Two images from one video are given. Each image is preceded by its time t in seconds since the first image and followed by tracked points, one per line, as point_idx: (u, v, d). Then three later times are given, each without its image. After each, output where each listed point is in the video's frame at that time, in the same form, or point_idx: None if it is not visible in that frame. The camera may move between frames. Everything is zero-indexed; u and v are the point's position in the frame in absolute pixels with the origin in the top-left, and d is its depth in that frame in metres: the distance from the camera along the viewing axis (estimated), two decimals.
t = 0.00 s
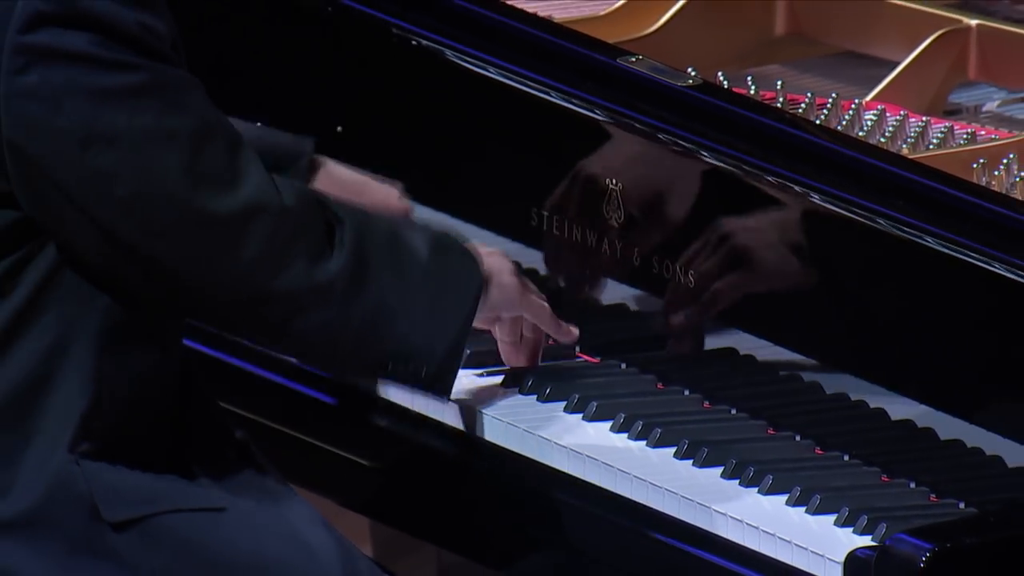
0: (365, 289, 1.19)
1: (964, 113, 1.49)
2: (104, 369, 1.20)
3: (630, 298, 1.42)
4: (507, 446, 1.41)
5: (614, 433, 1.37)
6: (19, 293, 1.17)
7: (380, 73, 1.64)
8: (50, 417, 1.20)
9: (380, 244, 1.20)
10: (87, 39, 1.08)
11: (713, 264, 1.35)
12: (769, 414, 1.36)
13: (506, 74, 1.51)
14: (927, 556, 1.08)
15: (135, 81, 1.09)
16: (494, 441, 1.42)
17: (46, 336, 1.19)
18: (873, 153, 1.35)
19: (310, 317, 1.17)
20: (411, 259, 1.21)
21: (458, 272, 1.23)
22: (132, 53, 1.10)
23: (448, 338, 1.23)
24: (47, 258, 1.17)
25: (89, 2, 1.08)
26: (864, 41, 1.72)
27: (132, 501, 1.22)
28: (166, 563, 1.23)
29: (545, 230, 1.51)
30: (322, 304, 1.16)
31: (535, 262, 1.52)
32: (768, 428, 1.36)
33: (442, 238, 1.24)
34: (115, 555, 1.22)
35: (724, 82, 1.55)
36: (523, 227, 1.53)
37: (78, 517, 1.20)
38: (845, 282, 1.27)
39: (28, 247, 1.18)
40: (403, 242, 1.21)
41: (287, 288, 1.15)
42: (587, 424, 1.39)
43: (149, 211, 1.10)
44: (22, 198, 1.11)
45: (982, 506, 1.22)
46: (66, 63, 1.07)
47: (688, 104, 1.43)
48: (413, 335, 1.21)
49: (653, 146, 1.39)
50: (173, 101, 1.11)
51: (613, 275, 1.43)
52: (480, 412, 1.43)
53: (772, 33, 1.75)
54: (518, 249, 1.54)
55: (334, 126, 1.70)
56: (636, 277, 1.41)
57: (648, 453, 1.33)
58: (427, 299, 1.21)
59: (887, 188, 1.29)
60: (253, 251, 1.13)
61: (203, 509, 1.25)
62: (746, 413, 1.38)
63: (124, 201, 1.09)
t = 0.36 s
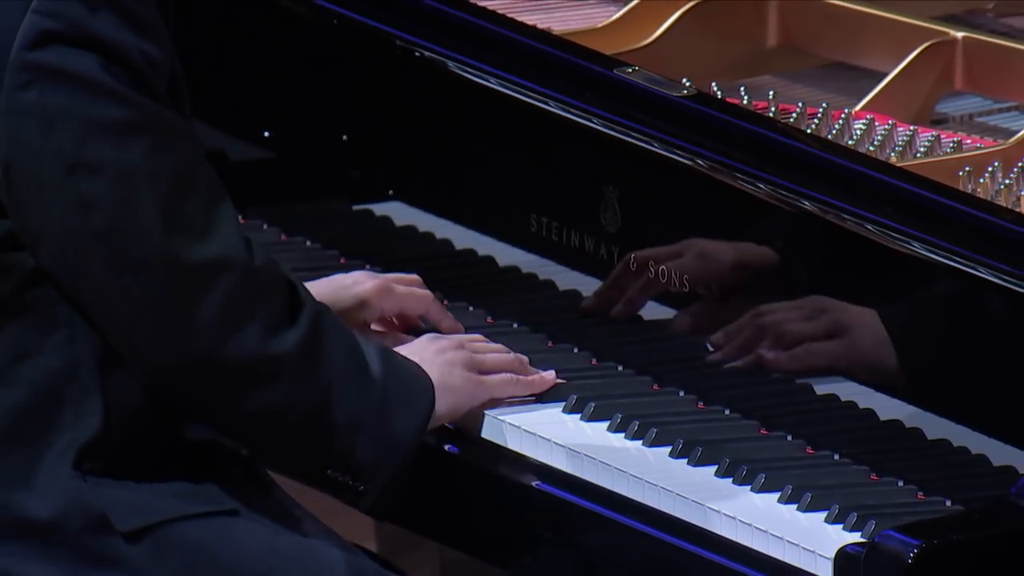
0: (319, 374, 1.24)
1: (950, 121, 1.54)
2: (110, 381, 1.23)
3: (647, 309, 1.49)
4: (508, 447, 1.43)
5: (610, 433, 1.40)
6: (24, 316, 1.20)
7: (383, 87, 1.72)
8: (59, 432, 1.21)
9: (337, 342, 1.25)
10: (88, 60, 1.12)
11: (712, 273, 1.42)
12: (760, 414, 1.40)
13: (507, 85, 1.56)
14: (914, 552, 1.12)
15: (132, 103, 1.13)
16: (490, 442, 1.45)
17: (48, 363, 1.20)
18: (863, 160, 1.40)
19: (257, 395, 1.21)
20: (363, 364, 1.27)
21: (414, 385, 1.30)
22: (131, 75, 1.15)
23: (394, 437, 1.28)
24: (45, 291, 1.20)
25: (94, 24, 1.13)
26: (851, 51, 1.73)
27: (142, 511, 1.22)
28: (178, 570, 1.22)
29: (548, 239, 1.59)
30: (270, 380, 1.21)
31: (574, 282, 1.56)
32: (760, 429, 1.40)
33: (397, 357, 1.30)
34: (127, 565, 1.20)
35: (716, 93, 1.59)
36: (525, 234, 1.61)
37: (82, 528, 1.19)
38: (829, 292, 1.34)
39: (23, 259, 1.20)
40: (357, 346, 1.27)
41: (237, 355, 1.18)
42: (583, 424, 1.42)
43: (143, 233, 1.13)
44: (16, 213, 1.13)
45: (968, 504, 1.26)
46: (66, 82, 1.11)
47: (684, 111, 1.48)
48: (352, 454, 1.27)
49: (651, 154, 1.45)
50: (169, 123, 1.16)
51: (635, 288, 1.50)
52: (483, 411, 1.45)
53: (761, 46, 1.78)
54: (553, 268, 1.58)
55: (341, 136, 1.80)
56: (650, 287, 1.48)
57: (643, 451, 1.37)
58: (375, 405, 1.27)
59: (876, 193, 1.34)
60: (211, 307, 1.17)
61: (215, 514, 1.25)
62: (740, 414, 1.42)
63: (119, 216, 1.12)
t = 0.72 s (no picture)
0: (366, 341, 1.30)
1: (938, 134, 1.58)
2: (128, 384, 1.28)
3: (644, 314, 1.54)
4: (510, 451, 1.47)
5: (608, 436, 1.45)
6: (44, 317, 1.24)
7: (390, 97, 1.75)
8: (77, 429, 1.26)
9: (382, 310, 1.32)
10: (110, 68, 1.15)
11: (696, 270, 1.48)
12: (754, 418, 1.44)
13: (508, 98, 1.59)
14: (902, 552, 1.16)
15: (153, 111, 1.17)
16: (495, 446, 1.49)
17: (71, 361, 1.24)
18: (853, 170, 1.44)
19: (309, 358, 1.26)
20: (407, 331, 1.33)
21: (456, 347, 1.36)
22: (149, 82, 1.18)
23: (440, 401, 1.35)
24: (76, 286, 1.23)
25: (110, 34, 1.16)
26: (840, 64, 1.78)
27: (156, 510, 1.27)
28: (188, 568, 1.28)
29: (547, 247, 1.63)
30: (321, 343, 1.26)
31: (551, 280, 1.63)
32: (754, 432, 1.44)
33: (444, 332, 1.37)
34: (138, 561, 1.27)
35: (711, 106, 1.64)
36: (525, 243, 1.66)
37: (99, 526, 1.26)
38: (821, 296, 1.39)
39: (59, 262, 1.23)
40: (402, 313, 1.34)
41: (287, 321, 1.24)
42: (581, 427, 1.47)
43: (169, 238, 1.17)
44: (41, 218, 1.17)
45: (956, 505, 1.30)
46: (90, 90, 1.15)
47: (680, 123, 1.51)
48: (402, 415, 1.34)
49: (648, 165, 1.49)
50: (189, 130, 1.19)
51: (628, 292, 1.55)
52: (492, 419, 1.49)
53: (754, 61, 1.83)
54: (544, 271, 1.65)
55: (347, 147, 1.83)
56: (644, 293, 1.54)
57: (640, 454, 1.41)
58: (421, 370, 1.34)
59: (866, 203, 1.38)
60: (260, 281, 1.22)
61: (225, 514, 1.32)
62: (734, 418, 1.46)
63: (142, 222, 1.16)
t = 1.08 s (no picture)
0: (347, 381, 1.32)
1: (925, 145, 1.62)
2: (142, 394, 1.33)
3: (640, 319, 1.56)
4: (507, 451, 1.53)
5: (605, 438, 1.50)
6: (62, 326, 1.29)
7: (392, 110, 1.80)
8: (95, 436, 1.30)
9: (363, 347, 1.34)
10: (126, 91, 1.21)
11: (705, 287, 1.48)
12: (745, 420, 1.49)
13: (508, 110, 1.64)
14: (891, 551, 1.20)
15: (164, 132, 1.22)
16: (488, 445, 1.54)
17: (86, 370, 1.30)
18: (842, 181, 1.49)
19: (292, 395, 1.29)
20: (386, 368, 1.35)
21: (435, 380, 1.38)
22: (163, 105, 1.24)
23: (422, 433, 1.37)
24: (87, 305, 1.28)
25: (128, 59, 1.21)
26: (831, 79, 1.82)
27: (169, 518, 1.32)
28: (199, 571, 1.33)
29: (545, 254, 1.66)
30: (303, 382, 1.29)
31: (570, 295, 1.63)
32: (746, 433, 1.50)
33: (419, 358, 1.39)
34: (151, 567, 1.31)
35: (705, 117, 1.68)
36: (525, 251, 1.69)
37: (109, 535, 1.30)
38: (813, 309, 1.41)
39: (65, 281, 1.28)
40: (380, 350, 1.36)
41: (269, 360, 1.27)
42: (580, 429, 1.52)
43: (172, 255, 1.21)
44: (58, 233, 1.22)
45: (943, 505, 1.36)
46: (103, 112, 1.20)
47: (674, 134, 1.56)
48: (382, 449, 1.35)
49: (644, 175, 1.53)
50: (199, 150, 1.24)
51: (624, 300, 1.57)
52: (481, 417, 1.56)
53: (747, 73, 1.87)
54: (550, 282, 1.66)
55: (351, 158, 1.88)
56: (640, 299, 1.55)
57: (637, 456, 1.47)
58: (399, 405, 1.35)
59: (855, 212, 1.42)
60: (247, 317, 1.25)
61: (237, 520, 1.37)
62: (726, 420, 1.51)
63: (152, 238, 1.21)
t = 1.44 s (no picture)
0: (359, 386, 1.39)
1: (913, 156, 1.67)
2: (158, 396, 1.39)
3: (626, 321, 1.62)
4: (508, 454, 1.57)
5: (602, 441, 1.54)
6: (87, 328, 1.35)
7: (395, 121, 1.85)
8: (113, 437, 1.37)
9: (375, 353, 1.42)
10: (148, 104, 1.26)
11: (691, 299, 1.55)
12: (739, 424, 1.53)
13: (508, 122, 1.69)
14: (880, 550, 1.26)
15: (187, 144, 1.28)
16: (490, 448, 1.59)
17: (110, 371, 1.36)
18: (831, 190, 1.53)
19: (307, 398, 1.36)
20: (398, 373, 1.43)
21: (443, 386, 1.47)
22: (183, 117, 1.29)
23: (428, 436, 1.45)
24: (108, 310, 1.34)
25: (149, 73, 1.26)
26: (824, 91, 1.85)
27: (181, 518, 1.39)
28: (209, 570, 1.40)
29: (544, 262, 1.72)
30: (321, 384, 1.36)
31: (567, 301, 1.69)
32: (740, 437, 1.54)
33: (427, 366, 1.47)
34: (165, 565, 1.38)
35: (699, 129, 1.73)
36: (523, 258, 1.75)
37: (130, 527, 1.36)
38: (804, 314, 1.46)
39: (90, 287, 1.35)
40: (392, 357, 1.44)
41: (286, 364, 1.33)
42: (577, 432, 1.56)
43: (195, 261, 1.27)
44: (82, 240, 1.27)
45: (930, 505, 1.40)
46: (128, 124, 1.25)
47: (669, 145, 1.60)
48: (390, 451, 1.43)
49: (641, 185, 1.58)
50: (220, 162, 1.30)
51: (617, 304, 1.63)
52: (483, 421, 1.60)
53: (740, 87, 1.90)
54: (546, 288, 1.72)
55: (356, 169, 1.92)
56: (627, 303, 1.62)
57: (632, 458, 1.51)
58: (409, 409, 1.44)
59: (845, 220, 1.47)
60: (264, 320, 1.32)
61: (249, 521, 1.44)
62: (721, 423, 1.56)
63: (175, 245, 1.27)
